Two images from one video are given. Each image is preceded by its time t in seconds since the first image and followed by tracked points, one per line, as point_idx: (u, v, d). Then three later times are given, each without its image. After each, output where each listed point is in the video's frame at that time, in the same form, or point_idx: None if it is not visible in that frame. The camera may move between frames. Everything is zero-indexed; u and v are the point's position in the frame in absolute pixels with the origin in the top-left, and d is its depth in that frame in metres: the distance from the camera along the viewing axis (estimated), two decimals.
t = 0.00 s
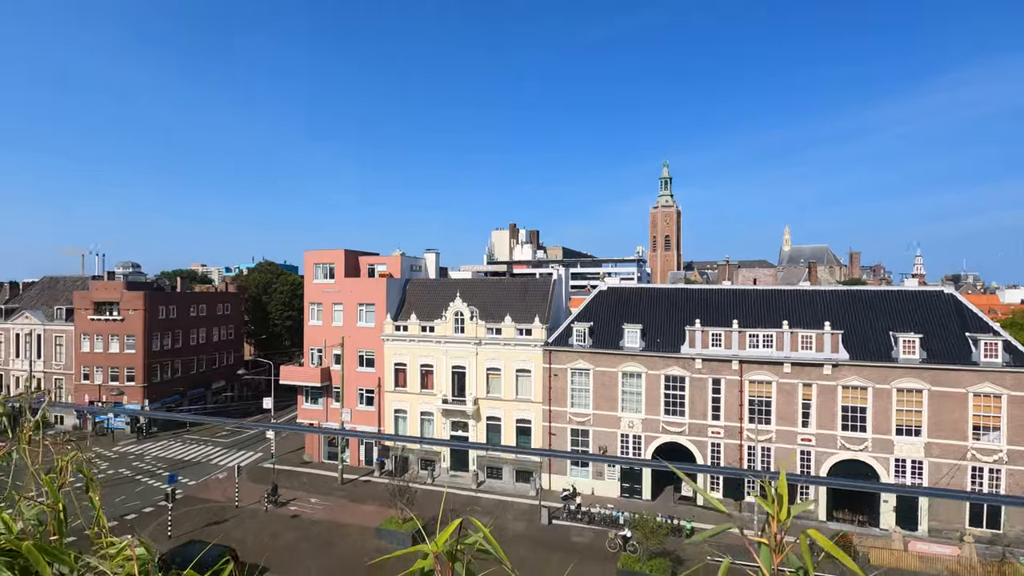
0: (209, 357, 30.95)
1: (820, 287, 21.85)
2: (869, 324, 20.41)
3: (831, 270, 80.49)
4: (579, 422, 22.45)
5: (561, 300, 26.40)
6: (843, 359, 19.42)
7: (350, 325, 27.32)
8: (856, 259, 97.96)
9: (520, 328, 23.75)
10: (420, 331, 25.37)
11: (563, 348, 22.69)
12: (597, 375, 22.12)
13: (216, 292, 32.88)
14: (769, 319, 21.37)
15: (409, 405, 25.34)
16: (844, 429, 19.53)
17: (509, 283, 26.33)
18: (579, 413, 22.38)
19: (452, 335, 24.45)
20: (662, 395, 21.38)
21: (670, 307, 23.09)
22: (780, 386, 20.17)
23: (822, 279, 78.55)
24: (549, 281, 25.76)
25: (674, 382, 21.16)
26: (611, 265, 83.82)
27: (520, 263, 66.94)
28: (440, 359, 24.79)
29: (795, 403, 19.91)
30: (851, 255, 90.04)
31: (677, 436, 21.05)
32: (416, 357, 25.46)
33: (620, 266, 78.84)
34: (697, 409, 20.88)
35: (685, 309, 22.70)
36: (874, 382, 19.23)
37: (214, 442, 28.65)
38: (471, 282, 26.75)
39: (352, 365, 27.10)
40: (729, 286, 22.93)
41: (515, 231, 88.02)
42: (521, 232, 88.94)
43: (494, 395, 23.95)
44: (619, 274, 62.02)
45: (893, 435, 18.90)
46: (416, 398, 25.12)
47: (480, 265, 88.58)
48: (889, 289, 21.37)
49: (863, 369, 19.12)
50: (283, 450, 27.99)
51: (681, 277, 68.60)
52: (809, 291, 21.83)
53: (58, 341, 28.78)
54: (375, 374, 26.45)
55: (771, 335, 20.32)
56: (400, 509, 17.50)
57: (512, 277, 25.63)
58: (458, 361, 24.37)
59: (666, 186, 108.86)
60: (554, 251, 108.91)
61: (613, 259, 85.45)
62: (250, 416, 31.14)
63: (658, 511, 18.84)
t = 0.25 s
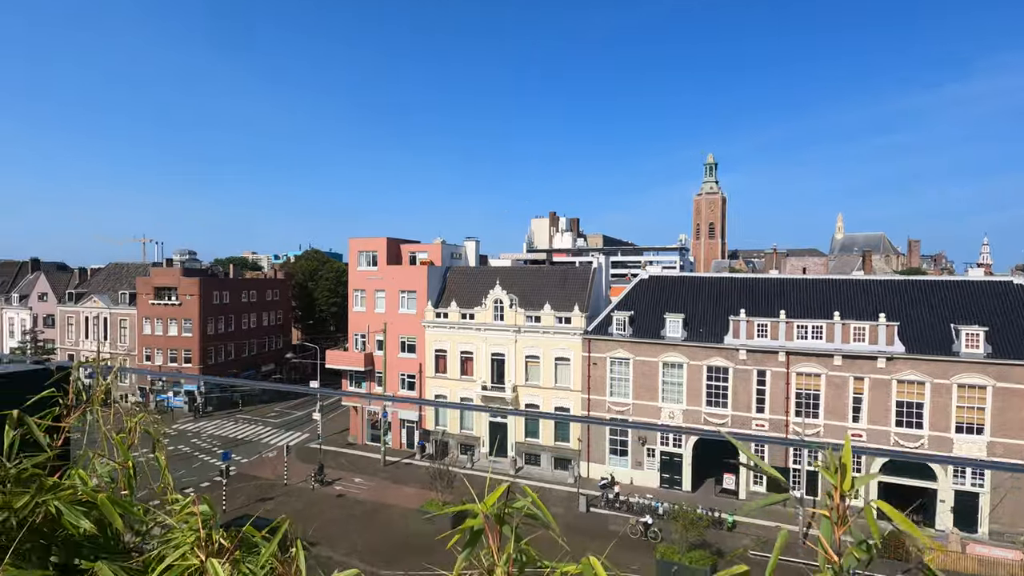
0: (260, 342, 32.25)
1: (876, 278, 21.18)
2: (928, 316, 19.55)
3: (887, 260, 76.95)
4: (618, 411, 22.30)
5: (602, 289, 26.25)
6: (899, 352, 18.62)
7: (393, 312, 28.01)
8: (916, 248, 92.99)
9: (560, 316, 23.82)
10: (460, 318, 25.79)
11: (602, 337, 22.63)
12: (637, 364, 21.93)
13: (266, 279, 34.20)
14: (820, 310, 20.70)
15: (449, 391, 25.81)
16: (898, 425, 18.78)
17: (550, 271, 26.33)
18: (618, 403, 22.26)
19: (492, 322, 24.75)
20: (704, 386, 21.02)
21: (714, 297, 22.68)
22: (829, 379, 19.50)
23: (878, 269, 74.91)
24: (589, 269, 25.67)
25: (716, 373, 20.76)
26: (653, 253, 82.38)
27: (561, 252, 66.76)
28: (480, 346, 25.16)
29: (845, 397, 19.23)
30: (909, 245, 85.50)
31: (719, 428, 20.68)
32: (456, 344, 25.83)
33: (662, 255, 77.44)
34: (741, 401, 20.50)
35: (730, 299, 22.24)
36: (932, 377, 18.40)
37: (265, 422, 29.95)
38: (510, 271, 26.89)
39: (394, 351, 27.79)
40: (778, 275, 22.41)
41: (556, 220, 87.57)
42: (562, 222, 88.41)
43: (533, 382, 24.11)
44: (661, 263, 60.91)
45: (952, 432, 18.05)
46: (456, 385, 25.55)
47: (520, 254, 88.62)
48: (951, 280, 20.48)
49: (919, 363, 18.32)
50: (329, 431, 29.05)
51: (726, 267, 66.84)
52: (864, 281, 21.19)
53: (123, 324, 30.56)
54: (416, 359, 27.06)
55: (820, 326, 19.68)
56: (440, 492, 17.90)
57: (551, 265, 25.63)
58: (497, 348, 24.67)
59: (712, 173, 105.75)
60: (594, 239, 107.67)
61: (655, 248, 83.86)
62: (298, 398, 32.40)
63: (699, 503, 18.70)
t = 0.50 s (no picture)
0: (308, 325, 33.32)
1: (933, 265, 20.32)
2: (993, 305, 18.51)
3: (948, 247, 72.87)
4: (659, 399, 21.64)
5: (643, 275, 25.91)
6: (960, 342, 17.69)
7: (434, 297, 28.47)
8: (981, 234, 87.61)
9: (599, 302, 23.68)
10: (500, 304, 25.98)
11: (643, 324, 22.18)
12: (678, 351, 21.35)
13: (313, 265, 35.29)
14: (873, 298, 19.85)
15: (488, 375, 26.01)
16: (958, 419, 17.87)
17: (589, 256, 26.15)
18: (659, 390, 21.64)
19: (531, 308, 24.84)
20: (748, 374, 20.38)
21: (760, 284, 22.06)
22: (883, 369, 18.67)
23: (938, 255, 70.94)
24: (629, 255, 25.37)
25: (762, 361, 20.12)
26: (696, 240, 80.44)
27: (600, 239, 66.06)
28: (519, 331, 25.28)
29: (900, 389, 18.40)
30: (974, 230, 80.57)
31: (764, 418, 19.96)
32: (496, 329, 26.18)
33: (705, 241, 75.57)
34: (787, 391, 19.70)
35: (777, 286, 21.64)
36: (997, 369, 17.42)
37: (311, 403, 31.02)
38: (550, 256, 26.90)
39: (435, 335, 28.34)
40: (829, 262, 21.73)
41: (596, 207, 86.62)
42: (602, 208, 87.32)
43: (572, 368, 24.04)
44: (705, 250, 59.43)
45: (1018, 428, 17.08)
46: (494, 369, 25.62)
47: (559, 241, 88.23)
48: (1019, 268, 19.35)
49: (983, 354, 17.36)
50: (373, 413, 29.96)
51: (773, 254, 64.71)
52: (921, 268, 20.33)
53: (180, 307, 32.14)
54: (456, 344, 27.49)
55: (874, 315, 18.86)
56: (479, 475, 18.13)
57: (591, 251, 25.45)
58: (536, 334, 24.77)
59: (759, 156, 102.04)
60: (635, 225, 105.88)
61: (698, 234, 81.90)
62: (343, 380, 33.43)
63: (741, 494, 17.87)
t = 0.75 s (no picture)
0: (348, 308, 33.97)
1: (995, 251, 19.25)
2: None
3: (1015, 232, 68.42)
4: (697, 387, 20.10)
5: (683, 262, 25.42)
6: None
7: (471, 283, 28.77)
8: None
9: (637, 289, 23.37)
10: (536, 290, 25.95)
11: (682, 311, 21.99)
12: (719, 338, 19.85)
13: (354, 252, 36.10)
14: (929, 286, 18.87)
15: (524, 360, 26.56)
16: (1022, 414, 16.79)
17: (627, 243, 25.81)
18: (698, 377, 20.11)
19: (568, 294, 24.99)
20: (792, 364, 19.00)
21: (806, 271, 21.29)
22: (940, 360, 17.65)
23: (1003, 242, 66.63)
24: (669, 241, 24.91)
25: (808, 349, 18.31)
26: (739, 226, 78.07)
27: (639, 226, 64.94)
28: (555, 317, 25.16)
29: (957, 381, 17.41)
30: None
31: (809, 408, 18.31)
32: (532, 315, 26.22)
33: (748, 228, 73.24)
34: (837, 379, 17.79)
35: (824, 273, 20.87)
36: None
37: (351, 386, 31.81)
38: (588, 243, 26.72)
39: (473, 321, 28.67)
40: (880, 248, 20.84)
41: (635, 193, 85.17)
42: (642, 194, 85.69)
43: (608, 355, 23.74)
44: (748, 237, 57.55)
45: None
46: (531, 355, 26.13)
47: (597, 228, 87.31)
48: None
49: None
50: (411, 396, 30.51)
51: (821, 240, 62.20)
52: (982, 255, 19.27)
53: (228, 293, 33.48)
54: (493, 329, 27.69)
55: (929, 303, 17.89)
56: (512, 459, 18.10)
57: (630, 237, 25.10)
58: (573, 320, 24.70)
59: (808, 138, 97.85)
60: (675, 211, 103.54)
61: (741, 221, 79.47)
62: (382, 365, 34.17)
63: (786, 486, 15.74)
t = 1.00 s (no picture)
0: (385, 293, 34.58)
1: None
2: None
3: None
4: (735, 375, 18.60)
5: (722, 246, 24.76)
6: None
7: (506, 268, 28.80)
8: None
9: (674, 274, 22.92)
10: (570, 275, 25.78)
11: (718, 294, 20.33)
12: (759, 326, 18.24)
13: (390, 237, 36.55)
14: (989, 271, 17.77)
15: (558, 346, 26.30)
16: None
17: (665, 227, 25.27)
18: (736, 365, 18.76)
19: (602, 280, 24.18)
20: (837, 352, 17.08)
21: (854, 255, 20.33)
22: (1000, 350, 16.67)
23: None
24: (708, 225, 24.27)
25: (853, 338, 16.53)
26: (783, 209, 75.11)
27: (678, 209, 63.33)
28: (589, 303, 24.92)
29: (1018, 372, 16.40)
30: None
31: (853, 399, 16.74)
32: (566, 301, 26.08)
33: (793, 211, 70.44)
34: (882, 369, 16.18)
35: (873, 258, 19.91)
36: None
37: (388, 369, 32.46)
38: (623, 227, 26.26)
39: (507, 306, 28.72)
40: (936, 231, 19.67)
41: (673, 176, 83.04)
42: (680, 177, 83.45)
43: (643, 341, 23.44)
44: (793, 220, 55.27)
45: None
46: (565, 340, 25.91)
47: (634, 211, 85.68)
48: None
49: None
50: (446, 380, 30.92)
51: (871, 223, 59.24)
52: None
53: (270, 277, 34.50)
54: (527, 314, 27.68)
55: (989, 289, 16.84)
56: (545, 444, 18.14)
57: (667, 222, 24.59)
58: (608, 306, 24.43)
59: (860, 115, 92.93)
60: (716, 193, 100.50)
61: (786, 203, 76.52)
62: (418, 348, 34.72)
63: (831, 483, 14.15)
